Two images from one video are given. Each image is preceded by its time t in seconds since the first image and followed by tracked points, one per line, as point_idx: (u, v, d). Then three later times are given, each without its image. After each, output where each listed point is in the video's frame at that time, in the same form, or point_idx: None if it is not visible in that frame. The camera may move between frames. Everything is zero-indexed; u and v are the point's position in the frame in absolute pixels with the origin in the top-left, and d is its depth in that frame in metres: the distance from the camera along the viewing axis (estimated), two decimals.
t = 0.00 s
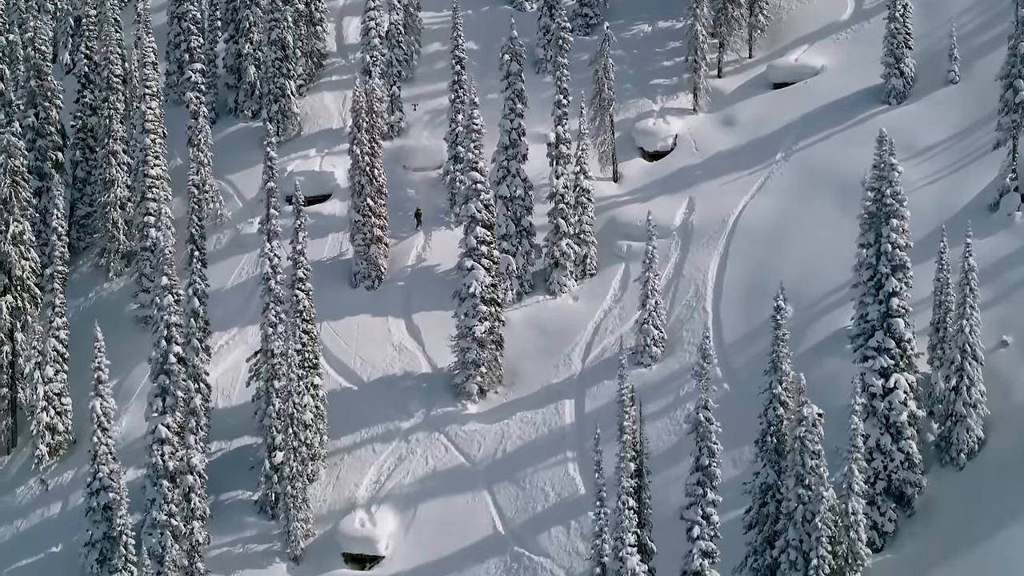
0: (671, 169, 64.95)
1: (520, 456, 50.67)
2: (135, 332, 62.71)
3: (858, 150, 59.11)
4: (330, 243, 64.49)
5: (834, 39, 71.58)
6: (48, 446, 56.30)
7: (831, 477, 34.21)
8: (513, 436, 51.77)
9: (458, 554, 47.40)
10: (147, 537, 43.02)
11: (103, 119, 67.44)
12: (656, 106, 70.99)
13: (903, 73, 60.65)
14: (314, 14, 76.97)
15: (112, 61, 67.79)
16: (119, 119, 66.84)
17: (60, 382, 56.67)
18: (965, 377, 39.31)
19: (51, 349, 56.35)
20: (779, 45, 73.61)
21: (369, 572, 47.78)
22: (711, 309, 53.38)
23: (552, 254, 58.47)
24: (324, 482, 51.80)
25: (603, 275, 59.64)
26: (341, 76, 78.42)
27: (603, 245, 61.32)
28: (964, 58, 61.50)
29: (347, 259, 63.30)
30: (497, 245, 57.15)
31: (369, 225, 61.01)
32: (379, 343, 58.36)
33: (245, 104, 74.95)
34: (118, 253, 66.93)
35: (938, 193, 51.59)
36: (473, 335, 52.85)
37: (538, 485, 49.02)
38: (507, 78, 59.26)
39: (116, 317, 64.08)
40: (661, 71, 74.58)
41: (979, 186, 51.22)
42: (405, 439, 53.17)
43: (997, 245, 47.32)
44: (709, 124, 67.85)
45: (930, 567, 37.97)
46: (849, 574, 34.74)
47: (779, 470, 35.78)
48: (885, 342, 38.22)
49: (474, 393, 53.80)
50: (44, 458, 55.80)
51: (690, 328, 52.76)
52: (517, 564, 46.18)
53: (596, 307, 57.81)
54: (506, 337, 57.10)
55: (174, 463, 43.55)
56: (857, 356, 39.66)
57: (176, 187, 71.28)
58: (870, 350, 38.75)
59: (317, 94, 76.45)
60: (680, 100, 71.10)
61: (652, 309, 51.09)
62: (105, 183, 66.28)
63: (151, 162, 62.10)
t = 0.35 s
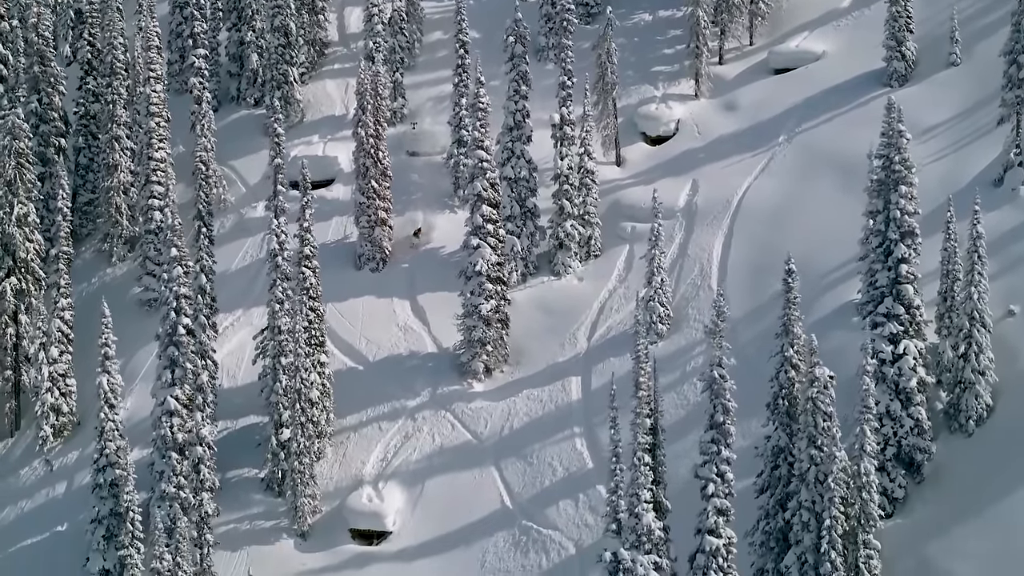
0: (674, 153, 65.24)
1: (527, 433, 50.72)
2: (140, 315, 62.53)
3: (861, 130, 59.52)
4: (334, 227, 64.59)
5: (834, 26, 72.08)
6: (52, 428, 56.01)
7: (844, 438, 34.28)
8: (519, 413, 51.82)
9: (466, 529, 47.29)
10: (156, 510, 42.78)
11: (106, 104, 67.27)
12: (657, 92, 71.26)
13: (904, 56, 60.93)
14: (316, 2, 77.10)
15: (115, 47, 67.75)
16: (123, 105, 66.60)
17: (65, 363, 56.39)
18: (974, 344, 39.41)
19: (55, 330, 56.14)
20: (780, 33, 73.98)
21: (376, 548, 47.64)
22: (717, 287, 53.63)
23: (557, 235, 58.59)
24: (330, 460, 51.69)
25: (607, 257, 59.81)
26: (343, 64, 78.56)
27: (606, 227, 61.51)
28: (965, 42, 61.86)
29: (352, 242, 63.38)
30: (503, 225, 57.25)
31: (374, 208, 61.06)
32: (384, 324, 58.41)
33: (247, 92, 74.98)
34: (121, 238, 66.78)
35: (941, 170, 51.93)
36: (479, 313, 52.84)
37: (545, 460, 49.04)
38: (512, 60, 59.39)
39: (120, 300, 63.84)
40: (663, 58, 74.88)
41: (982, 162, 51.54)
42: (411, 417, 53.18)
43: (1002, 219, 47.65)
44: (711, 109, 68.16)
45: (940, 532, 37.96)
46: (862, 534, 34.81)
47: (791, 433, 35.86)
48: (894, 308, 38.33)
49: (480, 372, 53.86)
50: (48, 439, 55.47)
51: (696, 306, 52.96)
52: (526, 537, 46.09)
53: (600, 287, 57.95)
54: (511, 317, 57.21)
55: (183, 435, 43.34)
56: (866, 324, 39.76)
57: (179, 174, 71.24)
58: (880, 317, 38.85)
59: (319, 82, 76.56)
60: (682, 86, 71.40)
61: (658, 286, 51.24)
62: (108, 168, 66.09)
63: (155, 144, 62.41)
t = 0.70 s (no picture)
0: (676, 142, 65.56)
1: (533, 415, 50.81)
2: (143, 304, 62.45)
3: (863, 119, 59.98)
4: (337, 216, 64.67)
5: (833, 17, 72.57)
6: (56, 415, 55.88)
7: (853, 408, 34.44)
8: (525, 396, 51.91)
9: (473, 510, 47.32)
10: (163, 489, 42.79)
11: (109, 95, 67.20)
12: (658, 83, 71.59)
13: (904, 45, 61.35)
14: None
15: (118, 38, 67.78)
16: (126, 95, 66.23)
17: (69, 350, 56.28)
18: (980, 319, 39.54)
19: (60, 317, 56.08)
20: (780, 25, 74.40)
21: (382, 530, 47.60)
22: (720, 272, 53.93)
23: (560, 222, 58.79)
24: (336, 444, 51.63)
25: (610, 244, 60.01)
26: (344, 57, 78.73)
27: (609, 215, 61.73)
28: (965, 30, 62.29)
29: (355, 231, 63.46)
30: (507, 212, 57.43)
31: (377, 195, 61.18)
32: (388, 310, 58.47)
33: (249, 84, 75.09)
34: (123, 228, 66.73)
35: (944, 153, 52.36)
36: (484, 298, 52.96)
37: (551, 442, 49.11)
38: (516, 48, 59.64)
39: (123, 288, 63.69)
40: (663, 50, 75.23)
41: (984, 145, 51.96)
42: (416, 402, 53.21)
43: (1006, 199, 48.07)
44: (712, 99, 68.50)
45: (949, 505, 38.07)
46: (872, 505, 34.93)
47: (800, 405, 36.02)
48: (901, 284, 38.50)
49: (484, 356, 53.94)
50: (52, 426, 55.35)
51: (700, 290, 53.18)
52: (533, 517, 46.06)
53: (604, 273, 58.11)
54: (516, 303, 57.33)
55: (190, 415, 43.41)
56: (873, 300, 39.93)
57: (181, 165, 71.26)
58: (887, 292, 38.99)
59: (321, 74, 76.70)
60: (683, 78, 71.75)
61: (663, 270, 51.47)
62: (111, 158, 66.02)
63: (159, 134, 61.91)
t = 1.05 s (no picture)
0: (677, 136, 65.94)
1: (537, 403, 50.90)
2: (146, 296, 62.54)
3: (863, 111, 60.44)
4: (340, 209, 64.79)
5: (832, 14, 73.14)
6: (59, 406, 55.75)
7: (862, 385, 34.65)
8: (529, 384, 52.03)
9: (479, 496, 47.35)
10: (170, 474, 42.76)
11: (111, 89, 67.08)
12: (659, 78, 71.97)
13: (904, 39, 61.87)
14: None
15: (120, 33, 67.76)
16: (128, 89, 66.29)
17: (72, 341, 56.18)
18: (985, 301, 39.77)
19: (63, 307, 56.02)
20: (778, 22, 74.92)
21: (388, 516, 47.59)
22: (724, 261, 54.22)
23: (563, 214, 59.05)
24: (341, 433, 51.59)
25: (613, 235, 60.25)
26: (345, 54, 78.95)
27: (612, 207, 62.00)
28: (964, 24, 62.82)
29: (358, 223, 63.60)
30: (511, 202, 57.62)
31: (380, 188, 61.37)
32: (392, 301, 58.57)
33: (250, 81, 75.23)
34: (125, 222, 66.64)
35: (945, 142, 52.80)
36: (488, 287, 53.10)
37: (556, 429, 49.18)
38: (518, 40, 59.96)
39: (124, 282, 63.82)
40: (663, 46, 75.64)
41: (986, 134, 52.42)
42: (420, 390, 53.27)
43: (1009, 186, 48.50)
44: (712, 93, 68.91)
45: (955, 484, 38.05)
46: (881, 482, 35.04)
47: (808, 384, 36.21)
48: (907, 265, 38.75)
49: (488, 346, 54.04)
50: (55, 417, 55.20)
51: (704, 279, 53.42)
52: (539, 503, 46.08)
53: (606, 264, 58.30)
54: (519, 293, 57.50)
55: (197, 399, 43.44)
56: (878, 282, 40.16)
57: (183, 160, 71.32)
58: (893, 274, 39.22)
59: (322, 70, 76.88)
60: (683, 73, 72.16)
61: (666, 259, 51.76)
62: (113, 152, 65.88)
63: (162, 126, 62.22)
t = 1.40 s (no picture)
0: (678, 130, 66.41)
1: (543, 391, 51.11)
2: (150, 289, 62.57)
3: (864, 103, 60.99)
4: (343, 202, 65.00)
5: (831, 11, 73.82)
6: (64, 397, 55.83)
7: (870, 364, 34.94)
8: (534, 373, 52.23)
9: (485, 483, 47.49)
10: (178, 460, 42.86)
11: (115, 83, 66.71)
12: (659, 74, 72.45)
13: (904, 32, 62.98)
14: None
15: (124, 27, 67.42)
16: (132, 83, 66.09)
17: (77, 332, 56.28)
18: (990, 285, 40.12)
19: (68, 299, 56.17)
20: (777, 19, 75.51)
21: (395, 504, 47.66)
22: (727, 251, 54.61)
23: (566, 206, 59.38)
24: (346, 422, 51.67)
25: (616, 227, 60.62)
26: (346, 51, 79.23)
27: (614, 200, 62.38)
28: (963, 19, 63.36)
29: (361, 217, 63.83)
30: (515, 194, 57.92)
31: (384, 180, 61.58)
32: (395, 292, 58.72)
33: (252, 77, 75.48)
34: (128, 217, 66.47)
35: (948, 132, 53.38)
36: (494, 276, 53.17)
37: (562, 416, 49.37)
38: (522, 34, 60.34)
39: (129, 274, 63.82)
40: (663, 43, 76.15)
41: (987, 124, 52.98)
42: (425, 380, 53.44)
43: (1012, 173, 49.01)
44: (713, 88, 69.39)
45: (962, 465, 38.44)
46: (889, 460, 35.29)
47: (817, 363, 36.47)
48: (913, 248, 39.01)
49: (493, 336, 54.23)
50: (60, 408, 55.31)
51: (707, 269, 53.75)
52: (546, 488, 46.24)
53: (610, 255, 58.58)
54: (523, 285, 57.76)
55: (205, 385, 43.53)
56: (884, 266, 40.48)
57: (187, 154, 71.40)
58: (898, 257, 39.57)
59: (324, 67, 77.16)
60: (683, 69, 72.67)
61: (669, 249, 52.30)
62: (116, 146, 65.55)
63: (166, 119, 62.03)
